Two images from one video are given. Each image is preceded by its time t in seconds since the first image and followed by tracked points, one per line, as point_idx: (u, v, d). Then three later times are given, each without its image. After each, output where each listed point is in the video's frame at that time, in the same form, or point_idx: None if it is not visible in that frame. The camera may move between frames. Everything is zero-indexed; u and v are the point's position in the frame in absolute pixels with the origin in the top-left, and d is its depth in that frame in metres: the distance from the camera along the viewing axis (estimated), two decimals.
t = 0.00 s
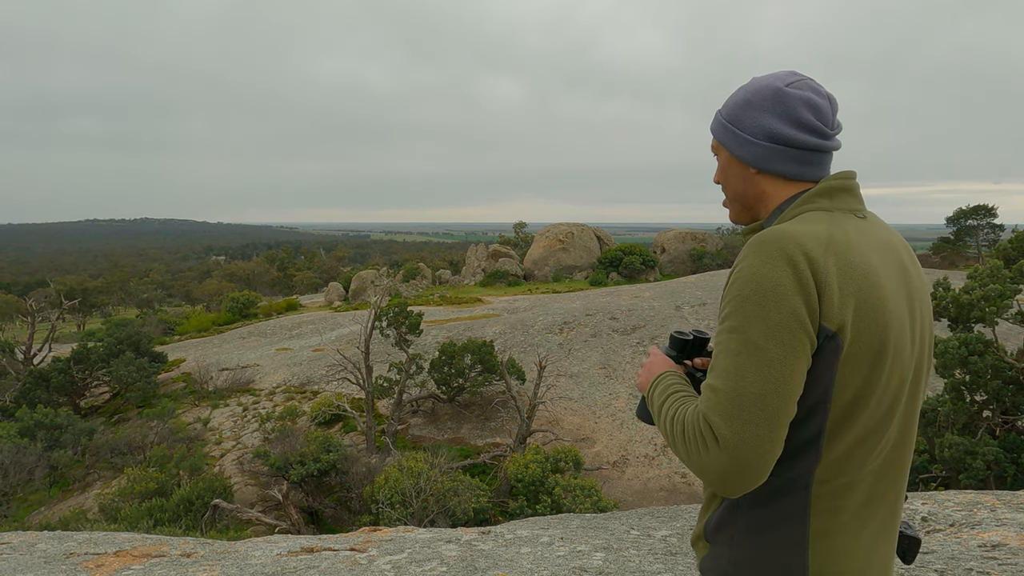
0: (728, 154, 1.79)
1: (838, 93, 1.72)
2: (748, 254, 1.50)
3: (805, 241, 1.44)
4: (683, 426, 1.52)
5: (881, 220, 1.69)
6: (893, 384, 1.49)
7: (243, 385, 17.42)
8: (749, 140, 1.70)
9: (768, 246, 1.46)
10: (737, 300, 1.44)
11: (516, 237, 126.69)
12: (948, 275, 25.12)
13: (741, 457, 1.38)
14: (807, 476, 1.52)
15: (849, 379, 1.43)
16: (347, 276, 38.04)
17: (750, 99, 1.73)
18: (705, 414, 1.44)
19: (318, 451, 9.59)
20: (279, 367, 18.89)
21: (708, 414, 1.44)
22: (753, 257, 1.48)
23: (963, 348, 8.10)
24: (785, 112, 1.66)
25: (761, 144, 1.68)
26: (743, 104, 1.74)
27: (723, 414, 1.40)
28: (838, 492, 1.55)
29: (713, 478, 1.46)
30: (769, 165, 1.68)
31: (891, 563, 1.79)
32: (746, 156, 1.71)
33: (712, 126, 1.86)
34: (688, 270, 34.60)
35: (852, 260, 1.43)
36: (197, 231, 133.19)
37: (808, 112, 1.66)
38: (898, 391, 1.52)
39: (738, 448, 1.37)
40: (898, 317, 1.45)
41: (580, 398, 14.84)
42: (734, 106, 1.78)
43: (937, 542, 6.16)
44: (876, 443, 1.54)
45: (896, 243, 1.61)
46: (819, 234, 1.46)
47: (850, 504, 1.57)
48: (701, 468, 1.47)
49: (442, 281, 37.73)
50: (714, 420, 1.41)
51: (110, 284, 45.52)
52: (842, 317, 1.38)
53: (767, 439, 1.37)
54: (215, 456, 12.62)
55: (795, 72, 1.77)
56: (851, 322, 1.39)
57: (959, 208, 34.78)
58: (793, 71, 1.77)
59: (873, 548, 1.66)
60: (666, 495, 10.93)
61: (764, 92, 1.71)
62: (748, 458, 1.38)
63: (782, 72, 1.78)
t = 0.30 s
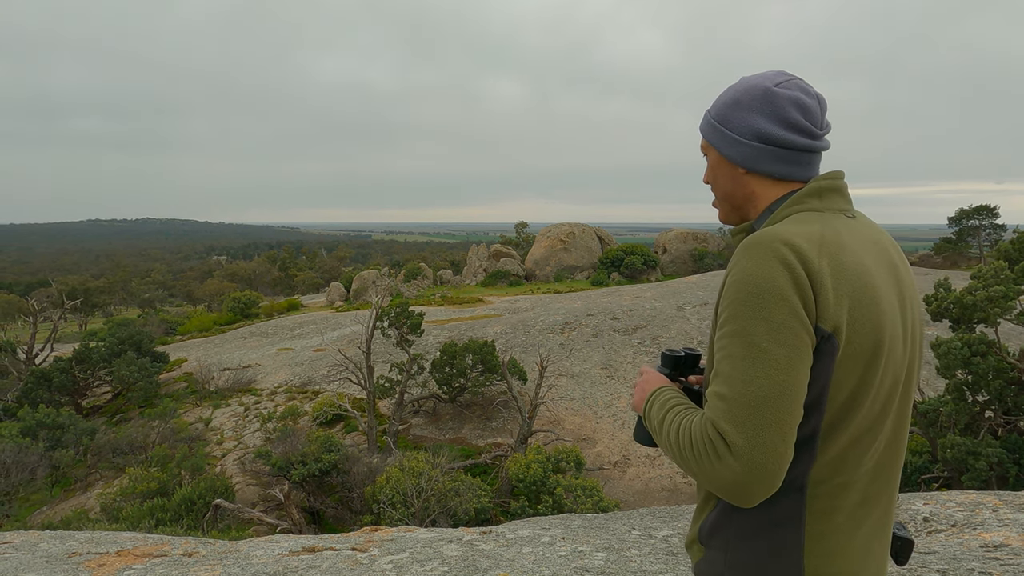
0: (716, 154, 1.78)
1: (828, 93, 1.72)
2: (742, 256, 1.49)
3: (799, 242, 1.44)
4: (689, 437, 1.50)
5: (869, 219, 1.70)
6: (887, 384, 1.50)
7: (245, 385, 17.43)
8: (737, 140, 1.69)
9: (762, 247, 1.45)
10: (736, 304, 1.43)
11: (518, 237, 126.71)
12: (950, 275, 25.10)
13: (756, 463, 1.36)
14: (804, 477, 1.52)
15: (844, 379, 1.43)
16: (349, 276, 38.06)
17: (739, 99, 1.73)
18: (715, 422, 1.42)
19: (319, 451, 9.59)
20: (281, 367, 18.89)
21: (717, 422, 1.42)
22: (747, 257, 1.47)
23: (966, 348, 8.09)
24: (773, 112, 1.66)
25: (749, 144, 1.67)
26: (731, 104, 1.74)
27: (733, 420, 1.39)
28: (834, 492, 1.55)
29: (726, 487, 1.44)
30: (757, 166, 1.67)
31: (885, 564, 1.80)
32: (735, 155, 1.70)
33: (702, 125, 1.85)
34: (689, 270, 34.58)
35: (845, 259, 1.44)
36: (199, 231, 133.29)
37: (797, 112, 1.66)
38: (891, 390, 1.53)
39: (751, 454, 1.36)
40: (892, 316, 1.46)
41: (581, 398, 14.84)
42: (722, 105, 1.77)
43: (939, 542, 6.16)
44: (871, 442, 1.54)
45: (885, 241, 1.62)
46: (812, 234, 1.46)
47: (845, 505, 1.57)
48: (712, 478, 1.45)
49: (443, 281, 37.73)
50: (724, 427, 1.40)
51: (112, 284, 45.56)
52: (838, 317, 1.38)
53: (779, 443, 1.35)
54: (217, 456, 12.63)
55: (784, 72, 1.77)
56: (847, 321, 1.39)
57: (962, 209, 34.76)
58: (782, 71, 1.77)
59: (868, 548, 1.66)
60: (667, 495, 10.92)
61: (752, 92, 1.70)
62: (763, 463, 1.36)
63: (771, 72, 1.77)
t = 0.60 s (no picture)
0: (702, 155, 1.75)
1: (809, 93, 1.74)
2: (731, 259, 1.47)
3: (789, 243, 1.43)
4: (689, 446, 1.47)
5: (853, 219, 1.71)
6: (876, 384, 1.52)
7: (247, 385, 17.46)
8: (725, 139, 1.68)
9: (753, 250, 1.44)
10: (729, 308, 1.42)
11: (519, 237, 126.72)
12: (952, 275, 25.10)
13: (759, 470, 1.35)
14: (797, 480, 1.51)
15: (835, 380, 1.44)
16: (350, 276, 38.10)
17: (724, 99, 1.72)
18: (715, 430, 1.40)
19: (321, 451, 9.61)
20: (283, 367, 18.91)
21: (717, 430, 1.40)
22: (736, 261, 1.45)
23: (968, 348, 8.08)
24: (760, 111, 1.66)
25: (737, 143, 1.66)
26: (716, 104, 1.73)
27: (734, 428, 1.36)
28: (826, 495, 1.55)
29: (729, 497, 1.42)
30: (747, 165, 1.65)
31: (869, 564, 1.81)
32: (722, 156, 1.68)
33: (684, 126, 1.83)
34: (691, 270, 34.55)
35: (835, 261, 1.45)
36: (201, 231, 133.47)
37: (783, 110, 1.66)
38: (879, 391, 1.54)
39: (755, 461, 1.34)
40: (878, 316, 1.48)
41: (583, 398, 14.85)
42: (706, 106, 1.76)
43: (942, 543, 6.15)
44: (860, 443, 1.56)
45: (870, 240, 1.64)
46: (801, 236, 1.46)
47: (837, 507, 1.57)
48: (715, 488, 1.43)
49: (445, 281, 37.74)
50: (725, 435, 1.38)
51: (114, 284, 45.64)
52: (828, 319, 1.39)
53: (781, 448, 1.34)
54: (219, 456, 12.64)
55: (765, 72, 1.78)
56: (837, 322, 1.40)
57: (964, 209, 34.74)
58: (764, 72, 1.78)
59: (857, 549, 1.67)
60: (669, 495, 10.91)
61: (738, 92, 1.70)
62: (767, 470, 1.35)
63: (753, 72, 1.78)
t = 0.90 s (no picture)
0: (684, 155, 1.75)
1: (787, 94, 1.76)
2: (724, 260, 1.45)
3: (781, 246, 1.42)
4: (690, 453, 1.44)
5: (835, 220, 1.73)
6: (865, 384, 1.53)
7: (250, 385, 17.49)
8: (705, 139, 1.68)
9: (746, 252, 1.42)
10: (724, 312, 1.40)
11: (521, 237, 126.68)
12: (956, 275, 25.04)
13: (764, 473, 1.33)
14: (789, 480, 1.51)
15: (827, 381, 1.44)
16: (353, 276, 38.12)
17: (704, 99, 1.72)
18: (716, 436, 1.38)
19: (324, 451, 9.61)
20: (285, 367, 18.93)
21: (719, 435, 1.37)
22: (729, 263, 1.43)
23: (971, 349, 8.08)
24: (740, 111, 1.67)
25: (718, 143, 1.66)
26: (696, 104, 1.73)
27: (736, 432, 1.34)
28: (817, 496, 1.56)
29: (732, 500, 1.40)
30: (728, 165, 1.66)
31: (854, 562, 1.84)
32: (703, 156, 1.68)
33: (665, 128, 1.83)
34: (694, 270, 34.49)
35: (826, 262, 1.44)
36: (203, 231, 133.71)
37: (763, 110, 1.67)
38: (867, 391, 1.56)
39: (758, 465, 1.33)
40: (867, 317, 1.48)
41: (585, 398, 14.85)
42: (686, 106, 1.77)
43: (945, 543, 6.14)
44: (850, 443, 1.57)
45: (852, 240, 1.66)
46: (792, 238, 1.45)
47: (828, 506, 1.58)
48: (716, 493, 1.41)
49: (447, 281, 37.74)
50: (727, 440, 1.36)
51: (118, 284, 45.75)
52: (821, 320, 1.39)
53: (783, 449, 1.34)
54: (222, 456, 12.64)
55: (745, 72, 1.79)
56: (829, 324, 1.41)
57: (967, 209, 34.67)
58: (743, 71, 1.79)
59: (845, 546, 1.69)
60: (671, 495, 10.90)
61: (717, 92, 1.71)
62: (771, 473, 1.33)
63: (732, 72, 1.79)
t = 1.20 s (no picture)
0: (657, 157, 1.77)
1: (762, 95, 1.72)
2: (709, 261, 1.43)
3: (764, 245, 1.42)
4: (682, 456, 1.43)
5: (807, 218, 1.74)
6: (844, 378, 1.56)
7: (256, 384, 17.56)
8: (676, 142, 1.69)
9: (731, 253, 1.40)
10: (709, 314, 1.38)
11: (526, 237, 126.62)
12: (965, 275, 24.89)
13: (758, 470, 1.32)
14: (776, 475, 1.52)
15: (811, 376, 1.45)
16: (359, 276, 38.17)
17: (676, 103, 1.74)
18: (707, 437, 1.36)
19: (329, 450, 9.63)
20: (292, 366, 18.99)
21: (709, 435, 1.36)
22: (714, 263, 1.41)
23: (979, 350, 8.05)
24: (709, 115, 1.66)
25: (687, 146, 1.67)
26: (668, 108, 1.75)
27: (728, 432, 1.33)
28: (802, 490, 1.57)
29: (725, 500, 1.39)
30: (697, 168, 1.66)
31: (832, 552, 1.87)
32: (674, 159, 1.69)
33: (644, 127, 1.85)
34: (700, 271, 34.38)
35: (807, 260, 1.45)
36: (209, 231, 134.27)
37: (731, 113, 1.65)
38: (845, 385, 1.59)
39: (752, 463, 1.31)
40: (845, 311, 1.50)
41: (591, 398, 14.84)
42: (661, 109, 1.78)
43: (953, 545, 6.10)
44: (831, 435, 1.59)
45: (823, 237, 1.69)
46: (773, 237, 1.45)
47: (813, 500, 1.60)
48: (709, 493, 1.39)
49: (453, 281, 37.77)
50: (718, 440, 1.34)
51: (125, 284, 46.03)
52: (806, 317, 1.39)
53: (774, 445, 1.33)
54: (228, 455, 12.67)
55: (721, 74, 1.77)
56: (812, 319, 1.41)
57: (975, 209, 34.45)
58: (719, 73, 1.77)
59: (826, 538, 1.71)
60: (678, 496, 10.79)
61: (689, 96, 1.71)
62: (763, 469, 1.32)
63: (708, 75, 1.77)
